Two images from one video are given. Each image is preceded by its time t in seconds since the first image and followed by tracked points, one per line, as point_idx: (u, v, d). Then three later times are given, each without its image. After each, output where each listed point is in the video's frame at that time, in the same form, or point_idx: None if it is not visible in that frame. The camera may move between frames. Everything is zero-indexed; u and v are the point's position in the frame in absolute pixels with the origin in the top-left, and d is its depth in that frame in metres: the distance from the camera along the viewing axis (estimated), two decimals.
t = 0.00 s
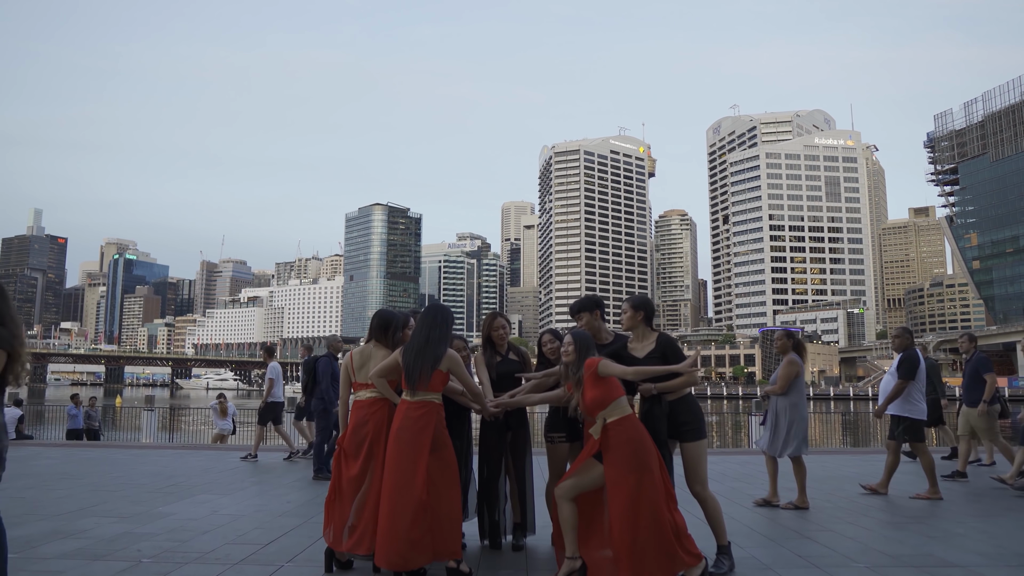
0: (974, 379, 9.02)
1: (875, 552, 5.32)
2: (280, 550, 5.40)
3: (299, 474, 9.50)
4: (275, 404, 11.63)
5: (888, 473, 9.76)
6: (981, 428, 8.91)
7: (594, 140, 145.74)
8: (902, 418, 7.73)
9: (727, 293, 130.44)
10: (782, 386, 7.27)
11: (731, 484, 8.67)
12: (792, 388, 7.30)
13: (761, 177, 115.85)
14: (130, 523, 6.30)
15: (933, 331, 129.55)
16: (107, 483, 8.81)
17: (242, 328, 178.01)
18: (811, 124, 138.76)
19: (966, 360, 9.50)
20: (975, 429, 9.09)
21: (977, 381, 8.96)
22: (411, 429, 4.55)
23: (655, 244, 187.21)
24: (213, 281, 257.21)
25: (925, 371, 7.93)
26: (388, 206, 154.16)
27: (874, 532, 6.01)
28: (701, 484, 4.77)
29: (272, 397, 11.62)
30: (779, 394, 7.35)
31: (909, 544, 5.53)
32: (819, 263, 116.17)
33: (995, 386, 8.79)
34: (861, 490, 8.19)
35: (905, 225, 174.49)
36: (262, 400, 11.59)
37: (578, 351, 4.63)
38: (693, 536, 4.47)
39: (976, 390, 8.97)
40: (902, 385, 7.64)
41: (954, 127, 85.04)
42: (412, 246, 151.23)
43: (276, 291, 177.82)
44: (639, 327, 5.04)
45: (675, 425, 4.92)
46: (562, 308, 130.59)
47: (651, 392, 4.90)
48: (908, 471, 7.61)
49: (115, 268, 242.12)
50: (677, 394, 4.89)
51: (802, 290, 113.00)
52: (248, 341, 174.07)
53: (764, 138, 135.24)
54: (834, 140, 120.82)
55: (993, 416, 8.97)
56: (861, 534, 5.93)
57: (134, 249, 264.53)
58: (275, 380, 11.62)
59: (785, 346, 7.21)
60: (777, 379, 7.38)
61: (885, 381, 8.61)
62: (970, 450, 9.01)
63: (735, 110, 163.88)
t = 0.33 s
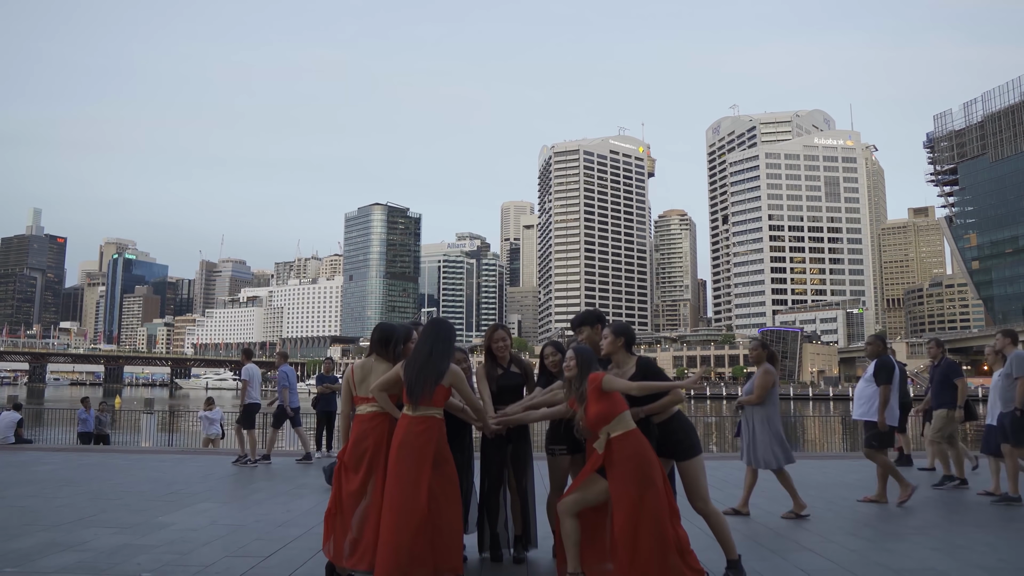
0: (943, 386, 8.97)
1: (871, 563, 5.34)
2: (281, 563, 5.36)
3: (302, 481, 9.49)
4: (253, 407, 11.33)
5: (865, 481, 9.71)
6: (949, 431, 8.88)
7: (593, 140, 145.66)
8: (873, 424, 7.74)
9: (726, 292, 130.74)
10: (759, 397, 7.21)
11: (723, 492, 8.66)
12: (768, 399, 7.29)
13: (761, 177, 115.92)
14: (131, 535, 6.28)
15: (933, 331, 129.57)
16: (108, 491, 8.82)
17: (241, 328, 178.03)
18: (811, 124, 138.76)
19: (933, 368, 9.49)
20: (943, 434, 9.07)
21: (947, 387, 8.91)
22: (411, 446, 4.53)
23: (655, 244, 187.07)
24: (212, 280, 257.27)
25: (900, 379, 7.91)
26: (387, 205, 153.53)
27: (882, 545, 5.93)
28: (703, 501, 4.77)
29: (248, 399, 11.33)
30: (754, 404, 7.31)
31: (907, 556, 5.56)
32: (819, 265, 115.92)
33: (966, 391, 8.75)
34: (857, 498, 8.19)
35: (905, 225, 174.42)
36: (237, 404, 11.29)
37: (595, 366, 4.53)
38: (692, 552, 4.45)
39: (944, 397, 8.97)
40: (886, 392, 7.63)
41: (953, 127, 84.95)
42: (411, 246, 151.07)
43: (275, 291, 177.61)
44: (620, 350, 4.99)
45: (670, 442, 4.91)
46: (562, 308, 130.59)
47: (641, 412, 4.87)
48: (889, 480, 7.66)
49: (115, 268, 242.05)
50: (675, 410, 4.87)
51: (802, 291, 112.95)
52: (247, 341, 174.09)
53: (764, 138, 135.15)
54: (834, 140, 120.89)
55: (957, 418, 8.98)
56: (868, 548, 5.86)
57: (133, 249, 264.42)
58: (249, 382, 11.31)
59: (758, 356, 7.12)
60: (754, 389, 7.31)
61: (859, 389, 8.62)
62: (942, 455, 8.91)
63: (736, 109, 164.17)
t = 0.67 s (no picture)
0: (910, 392, 8.98)
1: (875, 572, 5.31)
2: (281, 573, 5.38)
3: (301, 487, 9.45)
4: (228, 412, 11.31)
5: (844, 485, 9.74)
6: (916, 437, 8.86)
7: (592, 139, 145.54)
8: (847, 428, 7.80)
9: (725, 291, 131.08)
10: (735, 401, 7.20)
11: (718, 497, 8.69)
12: (743, 403, 7.28)
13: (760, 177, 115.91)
14: (131, 542, 6.28)
15: (932, 330, 129.68)
16: (107, 495, 8.81)
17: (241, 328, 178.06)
18: (809, 123, 138.79)
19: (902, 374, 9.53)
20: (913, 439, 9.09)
21: (911, 394, 8.91)
22: (410, 455, 4.52)
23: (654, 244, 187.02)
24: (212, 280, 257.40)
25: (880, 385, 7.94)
26: (386, 204, 152.94)
27: (884, 552, 5.91)
28: (701, 509, 4.78)
29: (223, 404, 11.31)
30: (731, 408, 7.30)
31: (908, 561, 5.59)
32: (818, 263, 116.01)
33: (929, 397, 8.76)
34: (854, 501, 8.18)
35: (903, 224, 174.69)
36: (211, 410, 11.29)
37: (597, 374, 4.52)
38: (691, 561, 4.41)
39: (911, 401, 9.00)
40: (865, 398, 7.62)
41: (952, 126, 84.96)
42: (411, 245, 150.97)
43: (274, 290, 177.42)
44: (615, 360, 5.00)
45: (667, 453, 4.89)
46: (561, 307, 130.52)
47: (637, 420, 4.90)
48: (875, 482, 7.71)
49: (114, 268, 241.94)
50: (675, 420, 4.87)
51: (801, 290, 113.01)
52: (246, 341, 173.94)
53: (763, 137, 135.17)
54: (833, 139, 120.96)
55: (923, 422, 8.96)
56: (867, 553, 5.85)
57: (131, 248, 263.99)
58: (224, 386, 11.23)
59: (735, 363, 7.11)
60: (729, 393, 7.33)
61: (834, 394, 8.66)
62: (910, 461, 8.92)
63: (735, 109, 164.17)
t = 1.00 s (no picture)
0: (875, 386, 9.01)
1: (871, 566, 5.35)
2: (281, 568, 5.39)
3: (300, 483, 9.47)
4: (207, 408, 11.33)
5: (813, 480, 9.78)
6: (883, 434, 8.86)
7: (591, 136, 145.27)
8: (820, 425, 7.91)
9: (723, 287, 131.31)
10: (704, 401, 7.12)
11: (710, 493, 8.74)
12: (713, 402, 7.23)
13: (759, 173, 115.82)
14: (131, 539, 6.30)
15: (930, 326, 129.88)
16: (106, 492, 8.89)
17: (240, 324, 178.11)
18: (809, 119, 138.62)
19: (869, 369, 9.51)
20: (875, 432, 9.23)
21: (879, 389, 8.92)
22: (409, 454, 4.53)
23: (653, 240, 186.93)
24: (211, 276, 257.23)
25: (852, 383, 7.97)
26: (385, 201, 152.80)
27: (880, 547, 5.96)
28: (700, 506, 4.77)
29: (202, 400, 11.34)
30: (702, 407, 7.24)
31: (905, 558, 5.62)
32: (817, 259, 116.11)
33: (895, 391, 8.78)
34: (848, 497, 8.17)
35: (902, 220, 174.87)
36: (191, 405, 11.31)
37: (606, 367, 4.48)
38: (689, 555, 4.45)
39: (876, 396, 9.06)
40: (834, 397, 7.67)
41: (953, 122, 84.56)
42: (410, 242, 150.92)
43: (273, 287, 177.30)
44: (614, 356, 5.02)
45: (668, 449, 4.91)
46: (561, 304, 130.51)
47: (637, 415, 4.92)
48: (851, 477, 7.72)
49: (112, 264, 241.76)
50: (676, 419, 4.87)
51: (800, 286, 113.06)
52: (245, 337, 173.87)
53: (763, 134, 135.02)
54: (832, 135, 120.87)
55: (891, 421, 8.98)
56: (867, 549, 5.88)
57: (130, 245, 263.69)
58: (204, 383, 11.24)
59: (708, 361, 7.03)
60: (700, 393, 7.24)
61: (811, 391, 8.69)
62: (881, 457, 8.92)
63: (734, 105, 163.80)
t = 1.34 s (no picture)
0: (841, 376, 8.98)
1: (867, 553, 5.38)
2: (282, 554, 5.43)
3: (300, 473, 9.52)
4: (182, 397, 11.41)
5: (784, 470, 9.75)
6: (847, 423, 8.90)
7: (591, 129, 145.01)
8: (804, 417, 7.93)
9: (723, 281, 131.39)
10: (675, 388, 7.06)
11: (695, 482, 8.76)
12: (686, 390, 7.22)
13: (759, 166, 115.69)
14: (132, 528, 6.31)
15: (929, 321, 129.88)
16: (105, 482, 8.94)
17: (239, 318, 178.12)
18: (808, 113, 138.47)
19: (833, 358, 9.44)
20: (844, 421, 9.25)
21: (843, 377, 8.89)
22: (408, 440, 4.56)
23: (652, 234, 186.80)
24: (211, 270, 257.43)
25: (827, 372, 8.10)
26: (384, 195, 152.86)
27: (876, 535, 6.00)
28: (699, 495, 4.79)
29: (177, 390, 11.40)
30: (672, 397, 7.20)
31: (900, 544, 5.66)
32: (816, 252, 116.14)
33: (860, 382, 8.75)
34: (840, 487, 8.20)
35: (902, 214, 174.77)
36: (166, 395, 11.37)
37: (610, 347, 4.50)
38: (686, 539, 4.48)
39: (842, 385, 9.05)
40: (805, 385, 7.80)
41: (951, 117, 84.62)
42: (409, 236, 151.00)
43: (272, 281, 177.31)
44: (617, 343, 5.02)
45: (666, 437, 4.94)
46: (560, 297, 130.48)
47: (638, 404, 4.97)
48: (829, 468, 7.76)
49: (112, 259, 241.99)
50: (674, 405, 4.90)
51: (799, 279, 113.10)
52: (244, 331, 173.97)
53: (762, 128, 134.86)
54: (832, 130, 120.74)
55: (852, 412, 9.02)
56: (859, 535, 5.97)
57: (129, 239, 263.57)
58: (179, 372, 11.31)
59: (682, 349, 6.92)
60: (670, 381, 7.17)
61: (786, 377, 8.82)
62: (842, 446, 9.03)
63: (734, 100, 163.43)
